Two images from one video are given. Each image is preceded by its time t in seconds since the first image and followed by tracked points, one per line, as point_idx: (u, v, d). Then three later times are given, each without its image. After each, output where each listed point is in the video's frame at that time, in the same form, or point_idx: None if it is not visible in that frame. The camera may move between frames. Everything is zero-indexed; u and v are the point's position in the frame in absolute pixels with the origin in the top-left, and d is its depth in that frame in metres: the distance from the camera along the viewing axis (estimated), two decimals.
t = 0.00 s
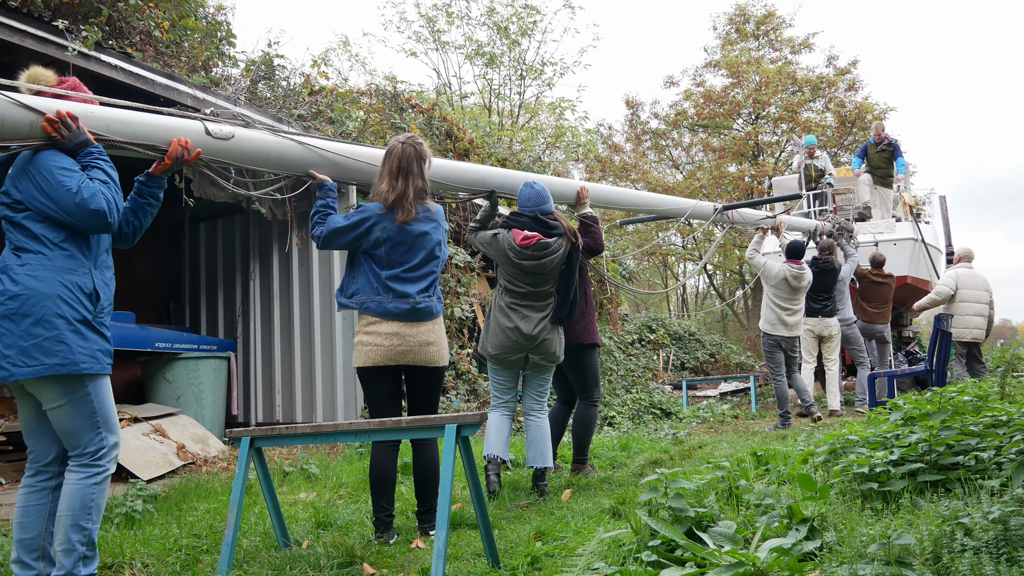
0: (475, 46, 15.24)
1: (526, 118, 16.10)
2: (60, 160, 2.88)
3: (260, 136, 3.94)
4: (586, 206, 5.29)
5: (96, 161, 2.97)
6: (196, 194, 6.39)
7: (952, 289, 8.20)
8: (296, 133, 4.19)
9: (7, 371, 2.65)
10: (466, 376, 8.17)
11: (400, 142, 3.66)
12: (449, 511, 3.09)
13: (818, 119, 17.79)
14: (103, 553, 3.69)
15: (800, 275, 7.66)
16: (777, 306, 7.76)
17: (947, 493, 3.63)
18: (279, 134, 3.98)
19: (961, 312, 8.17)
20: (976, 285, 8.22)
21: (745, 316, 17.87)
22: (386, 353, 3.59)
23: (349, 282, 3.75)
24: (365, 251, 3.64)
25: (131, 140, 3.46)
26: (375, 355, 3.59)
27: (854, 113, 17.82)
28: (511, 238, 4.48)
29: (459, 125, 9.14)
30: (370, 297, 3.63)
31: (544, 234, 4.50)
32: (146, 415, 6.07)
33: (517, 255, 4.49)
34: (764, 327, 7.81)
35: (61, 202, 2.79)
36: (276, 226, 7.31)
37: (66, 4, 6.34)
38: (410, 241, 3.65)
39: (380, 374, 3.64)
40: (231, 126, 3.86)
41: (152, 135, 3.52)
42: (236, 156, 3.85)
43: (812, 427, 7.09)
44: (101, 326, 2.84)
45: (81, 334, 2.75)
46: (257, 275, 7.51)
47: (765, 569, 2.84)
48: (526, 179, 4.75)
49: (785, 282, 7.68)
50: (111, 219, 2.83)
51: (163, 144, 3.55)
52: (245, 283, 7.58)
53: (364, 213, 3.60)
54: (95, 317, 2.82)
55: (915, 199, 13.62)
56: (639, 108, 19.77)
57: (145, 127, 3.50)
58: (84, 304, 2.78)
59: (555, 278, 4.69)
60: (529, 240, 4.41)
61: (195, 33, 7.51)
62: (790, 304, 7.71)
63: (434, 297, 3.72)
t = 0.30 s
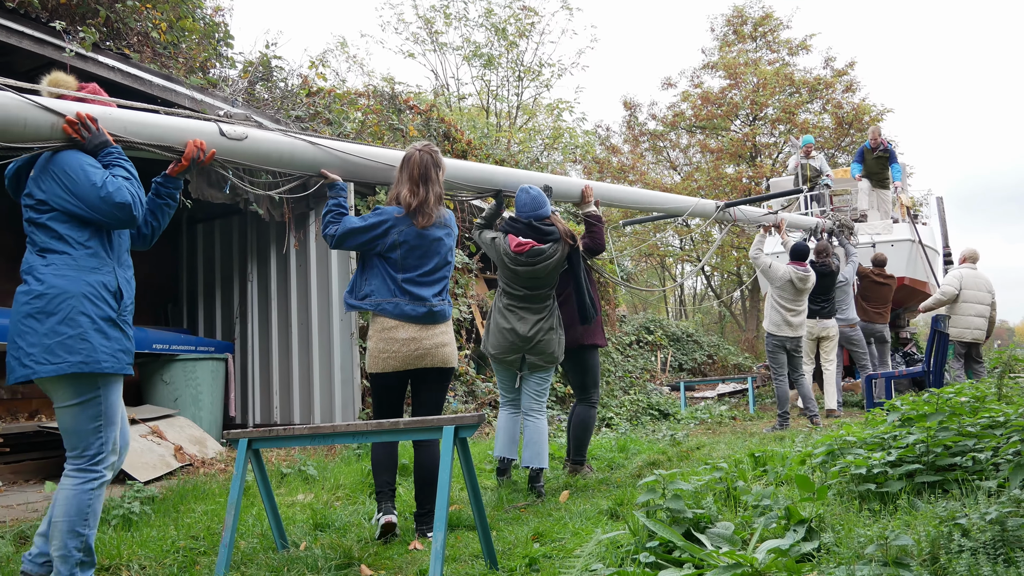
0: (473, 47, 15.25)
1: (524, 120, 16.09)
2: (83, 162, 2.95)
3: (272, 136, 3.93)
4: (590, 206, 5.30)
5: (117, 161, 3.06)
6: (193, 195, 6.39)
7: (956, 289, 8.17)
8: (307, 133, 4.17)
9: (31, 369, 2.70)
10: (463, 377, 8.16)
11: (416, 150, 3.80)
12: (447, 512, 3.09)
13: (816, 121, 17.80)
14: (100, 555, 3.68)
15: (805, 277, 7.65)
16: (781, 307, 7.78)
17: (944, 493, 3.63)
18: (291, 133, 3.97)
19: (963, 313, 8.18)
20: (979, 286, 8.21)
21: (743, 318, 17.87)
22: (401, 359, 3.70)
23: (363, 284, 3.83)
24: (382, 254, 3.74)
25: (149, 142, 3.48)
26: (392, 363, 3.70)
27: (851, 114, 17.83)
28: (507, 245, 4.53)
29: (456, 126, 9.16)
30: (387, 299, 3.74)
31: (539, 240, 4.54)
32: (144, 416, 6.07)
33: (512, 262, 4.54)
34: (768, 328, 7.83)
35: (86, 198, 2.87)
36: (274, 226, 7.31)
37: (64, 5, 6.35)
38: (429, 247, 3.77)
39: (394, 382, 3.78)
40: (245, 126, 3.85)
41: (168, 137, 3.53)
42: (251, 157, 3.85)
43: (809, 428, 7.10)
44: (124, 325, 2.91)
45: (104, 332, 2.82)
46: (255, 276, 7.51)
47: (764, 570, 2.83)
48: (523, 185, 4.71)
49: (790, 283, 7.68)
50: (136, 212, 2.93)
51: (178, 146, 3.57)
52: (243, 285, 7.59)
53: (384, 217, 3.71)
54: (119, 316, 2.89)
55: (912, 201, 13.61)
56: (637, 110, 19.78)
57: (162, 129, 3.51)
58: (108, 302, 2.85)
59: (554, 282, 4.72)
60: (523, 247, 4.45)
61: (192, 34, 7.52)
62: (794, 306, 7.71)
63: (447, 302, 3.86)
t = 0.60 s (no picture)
0: (472, 48, 15.27)
1: (522, 120, 16.10)
2: (97, 164, 3.00)
3: (279, 141, 3.98)
4: (590, 206, 5.32)
5: (130, 165, 3.11)
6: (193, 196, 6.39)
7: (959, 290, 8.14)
8: (312, 139, 4.22)
9: (44, 368, 2.72)
10: (462, 378, 8.16)
11: (420, 157, 3.83)
12: (445, 513, 3.09)
13: (814, 122, 17.80)
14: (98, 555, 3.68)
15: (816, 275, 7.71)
16: (791, 304, 7.75)
17: (942, 494, 3.64)
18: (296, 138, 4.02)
19: (965, 314, 8.18)
20: (981, 287, 8.19)
21: (742, 319, 17.86)
22: (399, 358, 3.71)
23: (365, 285, 3.83)
24: (384, 256, 3.75)
25: (160, 147, 3.52)
26: (390, 361, 3.72)
27: (850, 115, 17.82)
28: (502, 250, 4.54)
29: (455, 127, 9.18)
30: (388, 300, 3.76)
31: (533, 245, 4.53)
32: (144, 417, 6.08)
33: (508, 266, 4.56)
34: (781, 328, 7.84)
35: (99, 200, 2.90)
36: (272, 227, 7.32)
37: (63, 6, 6.36)
38: (431, 250, 3.77)
39: (390, 380, 3.80)
40: (251, 132, 3.90)
41: (179, 143, 3.58)
42: (257, 161, 3.90)
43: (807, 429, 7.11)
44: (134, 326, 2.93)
45: (115, 332, 2.83)
46: (253, 277, 7.52)
47: (762, 571, 2.82)
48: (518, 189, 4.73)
49: (802, 281, 7.68)
50: (147, 213, 2.96)
51: (188, 150, 3.62)
52: (242, 285, 7.60)
53: (387, 220, 3.71)
54: (130, 317, 2.90)
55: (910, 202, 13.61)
56: (636, 111, 19.81)
57: (172, 135, 3.56)
58: (118, 303, 2.88)
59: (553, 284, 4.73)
60: (517, 252, 4.46)
61: (191, 35, 7.54)
62: (808, 304, 7.72)
63: (447, 305, 3.87)
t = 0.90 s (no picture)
0: (472, 48, 15.30)
1: (522, 120, 16.10)
2: (114, 177, 3.07)
3: (287, 151, 3.98)
4: (591, 207, 5.33)
5: (144, 177, 3.17)
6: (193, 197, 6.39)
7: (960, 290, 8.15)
8: (318, 146, 4.22)
9: (59, 375, 2.83)
10: (461, 378, 8.16)
11: (416, 166, 3.85)
12: (444, 513, 3.08)
13: (813, 122, 17.80)
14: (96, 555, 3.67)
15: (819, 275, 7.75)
16: (793, 302, 7.76)
17: (941, 495, 3.64)
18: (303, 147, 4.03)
19: (966, 314, 8.19)
20: (983, 288, 8.19)
21: (741, 319, 17.87)
22: (392, 360, 3.72)
23: (360, 288, 3.83)
24: (380, 260, 3.76)
25: (172, 159, 3.55)
26: (383, 361, 3.72)
27: (850, 116, 17.82)
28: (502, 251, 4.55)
29: (455, 127, 9.19)
30: (382, 303, 3.75)
31: (532, 245, 4.52)
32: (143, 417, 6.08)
33: (508, 266, 4.57)
34: (783, 326, 7.82)
35: (113, 214, 2.98)
36: (271, 227, 7.32)
37: (63, 6, 6.36)
38: (426, 255, 3.79)
39: (384, 382, 3.76)
40: (260, 141, 3.91)
41: (191, 154, 3.61)
42: (265, 170, 3.90)
43: (807, 430, 7.12)
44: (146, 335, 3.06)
45: (127, 343, 2.95)
46: (252, 277, 7.51)
47: (761, 572, 2.82)
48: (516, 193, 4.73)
49: (805, 281, 7.70)
50: (159, 229, 3.04)
51: (200, 160, 3.64)
52: (241, 285, 7.59)
53: (383, 225, 3.72)
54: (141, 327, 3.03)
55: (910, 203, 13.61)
56: (635, 111, 19.82)
57: (184, 146, 3.58)
58: (131, 314, 2.99)
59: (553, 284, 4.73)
60: (516, 253, 4.47)
61: (190, 35, 7.54)
62: (811, 303, 7.74)
63: (440, 310, 3.89)
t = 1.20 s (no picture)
0: (471, 48, 15.30)
1: (522, 120, 16.08)
2: (130, 186, 3.21)
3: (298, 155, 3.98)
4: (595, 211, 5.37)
5: (158, 186, 3.32)
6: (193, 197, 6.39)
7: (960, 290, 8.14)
8: (328, 151, 4.21)
9: (76, 373, 2.99)
10: (461, 378, 8.15)
11: (425, 170, 3.91)
12: (443, 513, 3.08)
13: (813, 122, 17.79)
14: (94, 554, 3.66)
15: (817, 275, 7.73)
16: (791, 302, 7.78)
17: (940, 495, 3.64)
18: (314, 152, 4.02)
19: (966, 313, 8.20)
20: (983, 289, 8.18)
21: (740, 319, 17.87)
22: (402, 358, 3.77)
23: (368, 289, 3.86)
24: (388, 262, 3.80)
25: (188, 166, 3.58)
26: (394, 357, 3.75)
27: (850, 116, 17.80)
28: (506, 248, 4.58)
29: (454, 127, 9.21)
30: (390, 304, 3.78)
31: (535, 243, 4.57)
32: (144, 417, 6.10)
33: (511, 263, 4.60)
34: (781, 324, 7.81)
35: (127, 223, 3.11)
36: (271, 227, 7.31)
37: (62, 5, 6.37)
38: (433, 258, 3.84)
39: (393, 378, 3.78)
40: (273, 147, 3.91)
41: (207, 160, 3.63)
42: (277, 176, 3.91)
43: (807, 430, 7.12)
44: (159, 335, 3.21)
45: (142, 344, 3.09)
46: (252, 276, 7.50)
47: (760, 572, 2.82)
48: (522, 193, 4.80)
49: (802, 280, 7.71)
50: (170, 238, 3.17)
51: (214, 167, 3.67)
52: (241, 283, 7.58)
53: (391, 229, 3.77)
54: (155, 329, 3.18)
55: (909, 203, 13.61)
56: (635, 111, 19.82)
57: (198, 153, 3.60)
58: (144, 317, 3.14)
59: (555, 283, 4.77)
60: (520, 249, 4.50)
61: (190, 34, 7.54)
62: (808, 302, 7.80)
63: (444, 312, 3.95)
